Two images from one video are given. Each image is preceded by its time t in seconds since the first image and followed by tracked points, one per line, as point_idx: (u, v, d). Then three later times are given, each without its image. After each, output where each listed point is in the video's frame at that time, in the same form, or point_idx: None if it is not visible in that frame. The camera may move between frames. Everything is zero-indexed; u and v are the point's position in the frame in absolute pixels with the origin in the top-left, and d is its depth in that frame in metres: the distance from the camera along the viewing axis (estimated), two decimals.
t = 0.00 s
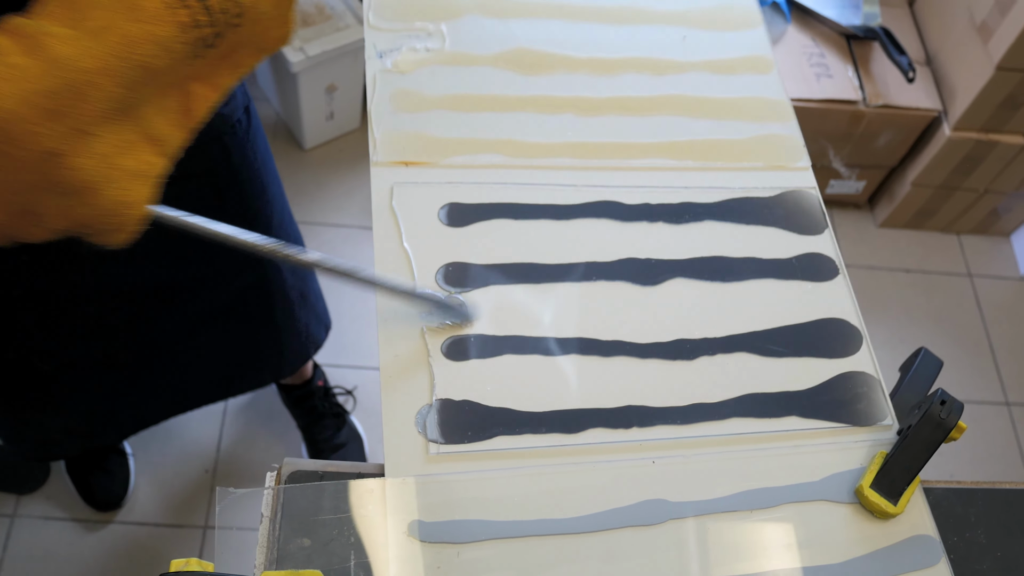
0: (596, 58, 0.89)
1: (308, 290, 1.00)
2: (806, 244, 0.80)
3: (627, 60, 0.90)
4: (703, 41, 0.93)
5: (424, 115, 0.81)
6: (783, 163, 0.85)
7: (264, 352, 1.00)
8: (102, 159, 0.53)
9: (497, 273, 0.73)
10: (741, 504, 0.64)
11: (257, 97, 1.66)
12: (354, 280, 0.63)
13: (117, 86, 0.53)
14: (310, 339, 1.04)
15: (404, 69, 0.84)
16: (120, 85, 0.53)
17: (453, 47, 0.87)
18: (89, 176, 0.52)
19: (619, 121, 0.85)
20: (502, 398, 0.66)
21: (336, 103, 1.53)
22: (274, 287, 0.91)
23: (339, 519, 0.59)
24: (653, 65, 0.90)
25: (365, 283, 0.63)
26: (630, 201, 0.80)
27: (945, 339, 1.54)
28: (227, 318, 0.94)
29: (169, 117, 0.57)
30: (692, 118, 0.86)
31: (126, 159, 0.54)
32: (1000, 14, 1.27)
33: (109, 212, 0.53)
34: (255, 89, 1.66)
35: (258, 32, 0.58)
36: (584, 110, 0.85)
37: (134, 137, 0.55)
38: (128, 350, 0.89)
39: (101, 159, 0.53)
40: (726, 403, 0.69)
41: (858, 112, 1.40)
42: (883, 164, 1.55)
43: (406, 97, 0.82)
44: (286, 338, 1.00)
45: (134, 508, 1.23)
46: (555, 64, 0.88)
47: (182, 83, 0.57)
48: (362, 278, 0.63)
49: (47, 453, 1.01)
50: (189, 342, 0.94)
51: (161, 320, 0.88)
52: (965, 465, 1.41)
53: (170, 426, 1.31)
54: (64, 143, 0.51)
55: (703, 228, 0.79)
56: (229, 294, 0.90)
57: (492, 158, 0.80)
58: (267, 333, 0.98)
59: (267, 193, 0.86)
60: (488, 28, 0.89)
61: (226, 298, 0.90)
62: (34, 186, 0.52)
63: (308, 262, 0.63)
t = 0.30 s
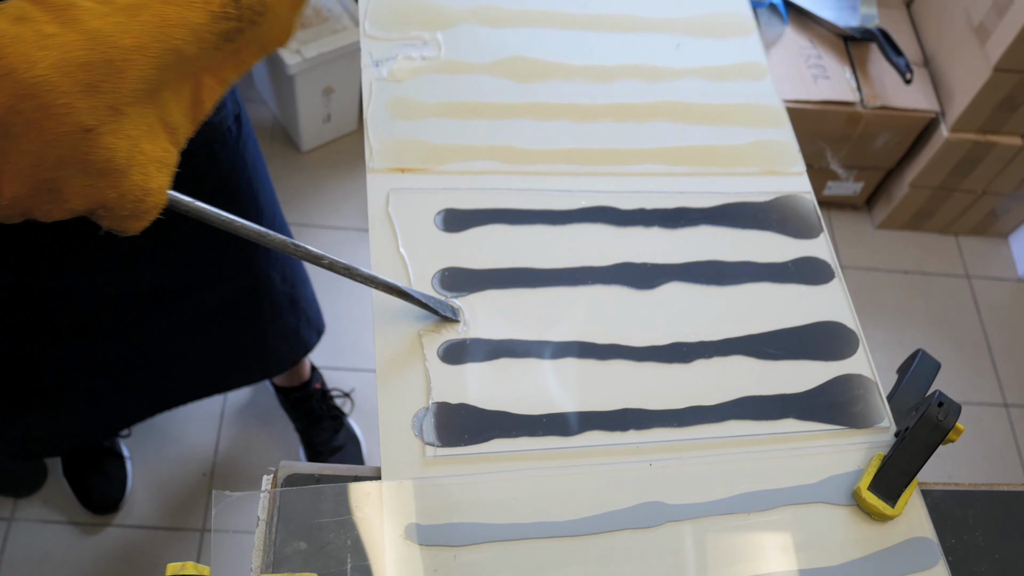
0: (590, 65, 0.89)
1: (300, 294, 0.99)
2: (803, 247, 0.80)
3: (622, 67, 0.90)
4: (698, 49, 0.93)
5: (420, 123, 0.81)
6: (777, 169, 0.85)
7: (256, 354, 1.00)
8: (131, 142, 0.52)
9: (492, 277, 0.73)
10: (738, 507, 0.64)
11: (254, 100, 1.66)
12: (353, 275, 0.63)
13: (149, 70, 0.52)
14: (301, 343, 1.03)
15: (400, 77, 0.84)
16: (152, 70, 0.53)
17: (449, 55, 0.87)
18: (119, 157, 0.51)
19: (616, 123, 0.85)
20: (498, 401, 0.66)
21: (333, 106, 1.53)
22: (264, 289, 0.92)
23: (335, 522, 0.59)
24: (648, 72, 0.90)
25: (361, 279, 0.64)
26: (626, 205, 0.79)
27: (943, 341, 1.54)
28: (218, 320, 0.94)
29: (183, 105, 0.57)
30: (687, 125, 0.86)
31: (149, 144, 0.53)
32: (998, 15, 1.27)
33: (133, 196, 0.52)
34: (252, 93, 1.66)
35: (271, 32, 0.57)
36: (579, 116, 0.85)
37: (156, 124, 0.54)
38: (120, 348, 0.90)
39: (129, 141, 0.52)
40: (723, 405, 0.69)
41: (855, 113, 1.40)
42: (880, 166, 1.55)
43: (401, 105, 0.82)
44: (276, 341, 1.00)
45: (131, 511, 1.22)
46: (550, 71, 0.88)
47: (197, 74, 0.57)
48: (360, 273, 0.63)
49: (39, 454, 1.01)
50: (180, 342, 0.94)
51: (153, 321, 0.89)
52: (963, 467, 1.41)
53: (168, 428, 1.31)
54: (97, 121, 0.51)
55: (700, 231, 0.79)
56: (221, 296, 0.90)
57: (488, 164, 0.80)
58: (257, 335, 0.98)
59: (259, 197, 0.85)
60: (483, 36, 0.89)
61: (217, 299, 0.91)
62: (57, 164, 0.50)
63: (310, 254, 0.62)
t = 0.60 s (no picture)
0: (588, 67, 0.89)
1: (304, 304, 0.98)
2: (801, 248, 0.79)
3: (621, 69, 0.89)
4: (697, 51, 0.93)
5: (419, 125, 0.81)
6: (776, 171, 0.85)
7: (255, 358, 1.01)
8: (89, 184, 0.49)
9: (491, 279, 0.73)
10: (738, 509, 0.64)
11: (253, 102, 1.65)
12: (336, 286, 0.63)
13: (105, 111, 0.49)
14: (305, 354, 1.04)
15: (398, 80, 0.84)
16: (109, 111, 0.50)
17: (446, 58, 0.86)
18: (74, 203, 0.48)
19: (615, 124, 0.85)
20: (496, 403, 0.66)
21: (332, 107, 1.53)
22: (264, 296, 0.91)
23: (333, 525, 0.59)
24: (646, 74, 0.90)
25: (346, 288, 0.64)
26: (625, 206, 0.79)
27: (943, 341, 1.54)
28: (218, 324, 0.94)
29: (151, 136, 0.55)
30: (686, 127, 0.86)
31: (110, 184, 0.51)
32: (997, 16, 1.27)
33: (94, 238, 0.49)
34: (251, 94, 1.66)
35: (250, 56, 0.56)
36: (578, 117, 0.85)
37: (119, 161, 0.52)
38: (115, 353, 0.89)
39: (88, 184, 0.49)
40: (722, 407, 0.69)
41: (854, 114, 1.39)
42: (880, 167, 1.55)
43: (399, 107, 0.82)
44: (277, 348, 1.00)
45: (129, 513, 1.22)
46: (549, 73, 0.87)
47: (168, 103, 0.55)
48: (343, 283, 0.63)
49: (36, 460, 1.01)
50: (178, 346, 0.95)
51: (152, 325, 0.89)
52: (963, 468, 1.41)
53: (166, 431, 1.30)
54: (48, 170, 0.47)
55: (699, 232, 0.79)
56: (220, 301, 0.90)
57: (486, 166, 0.80)
58: (257, 341, 0.98)
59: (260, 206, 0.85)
60: (481, 37, 0.89)
61: (216, 305, 0.91)
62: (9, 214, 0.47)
63: (294, 271, 0.61)
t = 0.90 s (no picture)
0: (588, 66, 0.89)
1: (296, 298, 0.99)
2: (802, 248, 0.79)
3: (621, 68, 0.89)
4: (697, 50, 0.93)
5: (419, 124, 0.81)
6: (777, 171, 0.85)
7: (251, 359, 0.99)
8: (72, 186, 0.51)
9: (490, 279, 0.72)
10: (737, 510, 0.64)
11: (253, 103, 1.65)
12: (333, 287, 0.63)
13: (83, 114, 0.51)
14: (297, 350, 1.03)
15: (398, 80, 0.84)
16: (87, 113, 0.51)
17: (446, 57, 0.86)
18: (56, 205, 0.50)
19: (615, 124, 0.85)
20: (496, 405, 0.66)
21: (332, 108, 1.53)
22: (257, 292, 0.91)
23: (332, 527, 0.59)
24: (646, 73, 0.90)
25: (342, 288, 0.63)
26: (625, 206, 0.79)
27: (943, 342, 1.54)
28: (213, 326, 0.93)
29: (144, 133, 0.56)
30: (686, 127, 0.86)
31: (96, 183, 0.53)
32: (997, 17, 1.27)
33: (79, 236, 0.51)
34: (251, 95, 1.66)
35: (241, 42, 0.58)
36: (577, 117, 0.85)
37: (105, 159, 0.54)
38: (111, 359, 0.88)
39: (70, 185, 0.51)
40: (722, 409, 0.68)
41: (855, 115, 1.39)
42: (880, 167, 1.55)
43: (398, 106, 0.82)
44: (272, 346, 0.99)
45: (129, 515, 1.22)
46: (549, 73, 0.87)
47: (159, 98, 0.56)
48: (340, 283, 0.63)
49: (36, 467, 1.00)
50: (174, 351, 0.93)
51: (146, 328, 0.87)
52: (964, 469, 1.41)
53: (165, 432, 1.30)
54: (27, 176, 0.49)
55: (698, 233, 0.79)
56: (214, 299, 0.89)
57: (486, 166, 0.80)
58: (252, 341, 0.97)
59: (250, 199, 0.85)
60: (480, 37, 0.89)
61: (211, 305, 0.90)
62: None
63: (287, 270, 0.60)
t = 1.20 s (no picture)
0: (587, 67, 0.89)
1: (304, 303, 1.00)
2: (801, 250, 0.79)
3: (620, 69, 0.89)
4: (696, 51, 0.93)
5: (418, 126, 0.81)
6: (776, 172, 0.85)
7: (259, 351, 1.02)
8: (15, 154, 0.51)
9: (489, 281, 0.72)
10: (736, 512, 0.64)
11: (254, 104, 1.65)
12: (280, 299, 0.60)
13: (36, 81, 0.50)
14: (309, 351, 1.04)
15: (397, 81, 0.84)
16: (41, 81, 0.50)
17: (445, 57, 0.86)
18: None
19: (614, 125, 0.85)
20: (494, 407, 0.66)
21: (332, 109, 1.53)
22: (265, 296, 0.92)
23: (329, 529, 0.59)
24: (645, 74, 0.89)
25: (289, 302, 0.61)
26: (624, 208, 0.79)
27: (943, 342, 1.54)
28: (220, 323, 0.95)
29: (109, 111, 0.55)
30: (685, 127, 0.86)
31: (42, 154, 0.52)
32: (998, 17, 1.27)
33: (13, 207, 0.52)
34: (252, 96, 1.66)
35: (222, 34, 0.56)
36: (576, 118, 0.84)
37: (58, 131, 0.53)
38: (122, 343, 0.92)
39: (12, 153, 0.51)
40: (721, 411, 0.68)
41: (855, 116, 1.39)
42: (880, 168, 1.55)
43: (398, 107, 0.82)
44: (278, 347, 1.00)
45: (129, 515, 1.22)
46: (548, 74, 0.87)
47: (129, 79, 0.55)
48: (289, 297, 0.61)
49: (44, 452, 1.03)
50: (182, 336, 0.97)
51: (157, 314, 0.91)
52: (964, 470, 1.40)
53: (164, 431, 1.30)
54: None
55: (697, 235, 0.79)
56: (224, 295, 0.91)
57: (485, 168, 0.80)
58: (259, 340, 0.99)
59: (261, 202, 0.85)
60: (479, 37, 0.89)
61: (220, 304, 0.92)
62: None
63: (232, 270, 0.58)
